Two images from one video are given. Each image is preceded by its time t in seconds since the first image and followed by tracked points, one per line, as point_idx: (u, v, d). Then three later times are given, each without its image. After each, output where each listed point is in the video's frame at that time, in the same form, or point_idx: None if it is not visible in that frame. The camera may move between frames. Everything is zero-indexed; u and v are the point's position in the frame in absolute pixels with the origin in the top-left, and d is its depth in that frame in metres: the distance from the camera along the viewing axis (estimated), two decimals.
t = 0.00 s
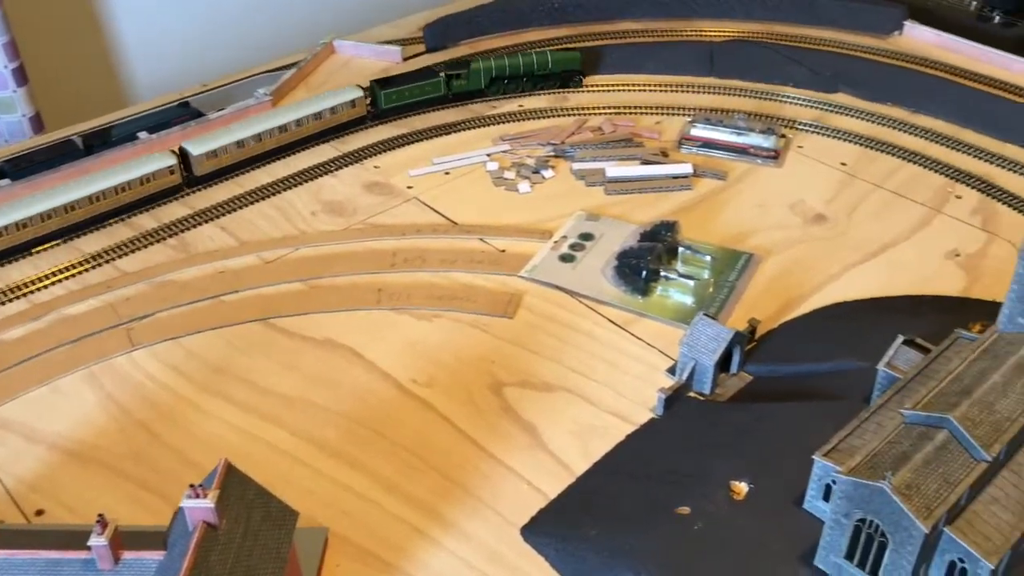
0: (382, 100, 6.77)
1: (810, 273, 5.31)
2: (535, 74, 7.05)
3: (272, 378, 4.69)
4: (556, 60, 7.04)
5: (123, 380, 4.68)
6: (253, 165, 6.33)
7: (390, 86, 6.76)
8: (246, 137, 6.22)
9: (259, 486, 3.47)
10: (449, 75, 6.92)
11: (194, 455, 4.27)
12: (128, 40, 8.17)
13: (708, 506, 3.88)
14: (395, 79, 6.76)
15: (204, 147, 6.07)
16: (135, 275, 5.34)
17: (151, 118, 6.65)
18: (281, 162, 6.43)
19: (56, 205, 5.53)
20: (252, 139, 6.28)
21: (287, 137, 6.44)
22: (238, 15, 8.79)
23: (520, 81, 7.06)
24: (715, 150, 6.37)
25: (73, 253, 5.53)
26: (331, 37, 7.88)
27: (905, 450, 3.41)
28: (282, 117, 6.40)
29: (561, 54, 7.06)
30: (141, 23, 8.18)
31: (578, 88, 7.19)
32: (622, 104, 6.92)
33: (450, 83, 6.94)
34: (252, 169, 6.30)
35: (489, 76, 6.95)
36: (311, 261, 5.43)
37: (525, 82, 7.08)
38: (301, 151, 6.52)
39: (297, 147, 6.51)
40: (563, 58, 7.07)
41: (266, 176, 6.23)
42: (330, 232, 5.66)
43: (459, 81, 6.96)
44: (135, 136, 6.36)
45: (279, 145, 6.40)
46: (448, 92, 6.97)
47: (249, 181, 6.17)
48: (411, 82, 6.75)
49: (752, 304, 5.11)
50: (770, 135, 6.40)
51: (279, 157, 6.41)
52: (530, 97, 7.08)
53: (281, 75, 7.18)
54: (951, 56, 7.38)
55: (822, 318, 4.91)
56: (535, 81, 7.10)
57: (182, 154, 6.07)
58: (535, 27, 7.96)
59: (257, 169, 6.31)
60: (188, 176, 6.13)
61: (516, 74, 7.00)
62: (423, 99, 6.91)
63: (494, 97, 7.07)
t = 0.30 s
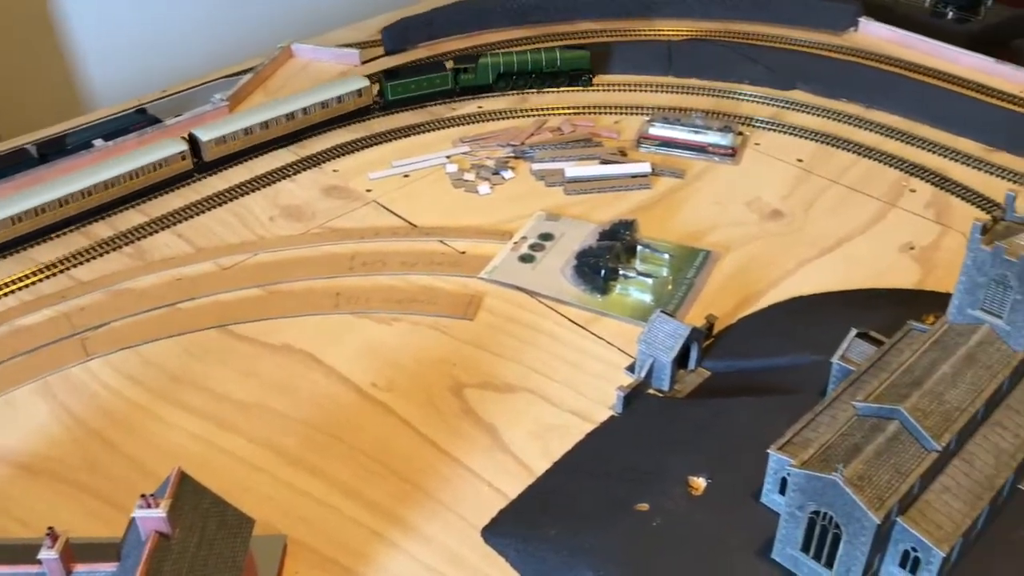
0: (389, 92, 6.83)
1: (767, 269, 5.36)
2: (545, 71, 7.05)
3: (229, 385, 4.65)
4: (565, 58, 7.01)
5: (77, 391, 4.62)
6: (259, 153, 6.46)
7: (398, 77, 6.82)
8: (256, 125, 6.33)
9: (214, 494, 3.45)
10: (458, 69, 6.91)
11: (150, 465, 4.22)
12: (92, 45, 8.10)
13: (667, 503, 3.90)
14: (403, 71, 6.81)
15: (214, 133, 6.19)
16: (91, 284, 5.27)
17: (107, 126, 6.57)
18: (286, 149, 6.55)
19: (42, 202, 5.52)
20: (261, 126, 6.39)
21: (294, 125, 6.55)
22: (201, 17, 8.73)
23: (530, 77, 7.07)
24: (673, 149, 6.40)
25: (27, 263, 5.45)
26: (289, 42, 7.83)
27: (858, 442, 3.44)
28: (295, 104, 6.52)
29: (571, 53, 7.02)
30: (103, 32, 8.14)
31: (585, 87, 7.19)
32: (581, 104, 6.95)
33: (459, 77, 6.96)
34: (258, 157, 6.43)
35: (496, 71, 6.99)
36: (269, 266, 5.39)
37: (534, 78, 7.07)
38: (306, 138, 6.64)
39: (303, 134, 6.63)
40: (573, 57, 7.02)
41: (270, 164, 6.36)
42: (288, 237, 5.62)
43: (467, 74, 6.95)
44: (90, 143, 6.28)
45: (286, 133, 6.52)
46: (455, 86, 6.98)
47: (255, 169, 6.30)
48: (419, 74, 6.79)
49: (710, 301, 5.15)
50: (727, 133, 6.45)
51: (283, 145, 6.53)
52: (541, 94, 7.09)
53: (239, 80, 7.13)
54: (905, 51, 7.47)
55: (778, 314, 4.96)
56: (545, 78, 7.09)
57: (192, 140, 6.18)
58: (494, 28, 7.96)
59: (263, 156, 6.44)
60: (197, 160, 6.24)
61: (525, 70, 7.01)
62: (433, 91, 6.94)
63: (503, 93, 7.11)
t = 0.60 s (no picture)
0: (401, 84, 6.96)
1: (730, 266, 5.41)
2: (557, 70, 7.12)
3: (193, 392, 4.62)
4: (579, 57, 7.08)
5: (39, 402, 4.56)
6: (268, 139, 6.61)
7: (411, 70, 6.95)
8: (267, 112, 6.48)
9: (176, 501, 3.42)
10: (470, 65, 7.03)
11: (112, 474, 4.18)
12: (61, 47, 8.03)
13: (632, 499, 3.93)
14: (416, 64, 6.95)
15: (225, 120, 6.34)
16: (52, 293, 5.22)
17: (66, 133, 6.50)
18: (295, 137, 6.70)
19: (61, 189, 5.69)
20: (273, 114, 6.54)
21: (305, 114, 6.68)
22: (173, 16, 8.70)
23: (543, 76, 7.15)
24: (637, 148, 6.43)
25: None
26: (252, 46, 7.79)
27: (818, 434, 3.48)
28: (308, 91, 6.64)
29: (584, 52, 7.09)
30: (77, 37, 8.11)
31: (599, 87, 7.19)
32: (545, 104, 6.97)
33: (472, 72, 7.07)
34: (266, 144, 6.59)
35: (510, 68, 7.08)
36: (232, 272, 5.36)
37: (548, 76, 7.16)
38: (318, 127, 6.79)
39: (314, 124, 6.76)
40: (586, 56, 7.09)
41: (276, 151, 6.51)
42: (251, 242, 5.59)
43: (480, 71, 7.07)
44: (49, 151, 6.21)
45: (296, 121, 6.65)
46: (469, 81, 7.10)
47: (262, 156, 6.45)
48: (431, 67, 6.92)
49: (674, 299, 5.18)
50: (690, 131, 6.49)
51: (292, 133, 6.67)
52: (553, 93, 7.14)
53: (200, 86, 7.08)
54: (864, 47, 7.57)
55: (741, 310, 5.00)
56: (557, 77, 7.16)
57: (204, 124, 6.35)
58: (457, 29, 7.96)
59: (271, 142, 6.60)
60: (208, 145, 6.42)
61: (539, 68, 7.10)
62: (446, 86, 7.06)
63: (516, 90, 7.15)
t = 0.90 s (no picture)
0: (416, 77, 7.07)
1: (695, 262, 5.44)
2: (573, 69, 7.19)
3: (158, 398, 4.58)
4: (594, 57, 7.13)
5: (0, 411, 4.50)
6: (283, 125, 6.75)
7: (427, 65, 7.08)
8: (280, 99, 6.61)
9: (137, 508, 3.39)
10: (486, 61, 7.16)
11: (75, 483, 4.14)
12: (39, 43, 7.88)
13: (598, 496, 3.94)
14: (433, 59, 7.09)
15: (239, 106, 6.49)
16: (13, 301, 5.15)
17: (27, 139, 6.42)
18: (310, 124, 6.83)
19: (81, 170, 5.84)
20: (287, 101, 6.67)
21: (318, 102, 6.79)
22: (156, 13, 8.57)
23: (558, 75, 7.21)
24: (602, 147, 6.45)
25: None
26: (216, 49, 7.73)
27: (779, 427, 3.50)
28: (299, 87, 6.69)
29: (600, 52, 7.16)
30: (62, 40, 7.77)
31: (616, 88, 7.14)
32: (511, 103, 6.97)
33: (487, 69, 7.18)
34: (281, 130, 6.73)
35: (526, 65, 7.16)
36: (196, 276, 5.32)
37: (564, 76, 7.20)
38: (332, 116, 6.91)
39: (328, 112, 6.88)
40: (602, 56, 7.13)
41: (289, 137, 6.65)
42: (215, 246, 5.56)
43: (496, 68, 7.18)
44: (10, 158, 6.13)
45: (309, 109, 6.77)
46: (484, 78, 7.18)
47: (274, 142, 6.59)
48: (447, 62, 7.04)
49: (641, 295, 5.20)
50: (655, 128, 6.51)
51: (305, 120, 6.80)
52: (569, 91, 7.14)
53: (164, 89, 7.03)
54: (827, 44, 7.63)
55: (706, 306, 5.03)
56: (573, 77, 7.21)
57: (219, 108, 6.51)
58: (423, 30, 7.95)
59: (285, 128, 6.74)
60: (224, 129, 6.59)
61: (554, 66, 7.17)
62: (460, 82, 7.15)
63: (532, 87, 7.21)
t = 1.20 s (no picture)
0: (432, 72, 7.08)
1: (660, 260, 5.46)
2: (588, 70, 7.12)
3: (120, 406, 4.53)
4: (609, 58, 7.05)
5: None
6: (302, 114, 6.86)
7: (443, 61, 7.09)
8: (296, 89, 6.71)
9: (95, 517, 3.35)
10: (501, 59, 7.12)
11: (35, 493, 4.08)
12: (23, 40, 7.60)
13: (563, 495, 3.95)
14: (449, 55, 7.08)
15: (255, 94, 6.60)
16: None
17: None
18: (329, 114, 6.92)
19: (101, 153, 5.98)
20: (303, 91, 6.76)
21: (336, 93, 6.87)
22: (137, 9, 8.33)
23: (574, 76, 7.16)
24: (567, 146, 6.46)
25: None
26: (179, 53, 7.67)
27: (739, 423, 3.52)
28: (270, 88, 6.66)
29: (615, 54, 7.09)
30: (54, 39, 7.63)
31: (631, 90, 7.10)
32: (477, 103, 6.97)
33: (502, 67, 7.15)
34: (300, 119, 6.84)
35: (541, 64, 7.13)
36: (158, 282, 5.27)
37: (578, 77, 7.14)
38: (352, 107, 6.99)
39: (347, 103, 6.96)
40: (617, 57, 7.08)
41: (305, 125, 6.75)
42: (178, 251, 5.51)
43: (511, 66, 7.15)
44: None
45: (326, 99, 6.85)
46: (499, 75, 7.16)
47: (291, 129, 6.71)
48: (462, 59, 7.03)
49: (607, 294, 5.21)
50: (620, 127, 6.53)
51: (323, 110, 6.88)
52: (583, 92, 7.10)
53: (127, 94, 6.96)
54: (790, 41, 7.68)
55: (671, 304, 5.05)
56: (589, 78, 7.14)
57: (231, 96, 6.62)
58: (388, 31, 7.92)
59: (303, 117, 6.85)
60: (236, 116, 6.69)
61: (569, 67, 7.12)
62: (476, 79, 7.15)
63: (547, 87, 7.18)
